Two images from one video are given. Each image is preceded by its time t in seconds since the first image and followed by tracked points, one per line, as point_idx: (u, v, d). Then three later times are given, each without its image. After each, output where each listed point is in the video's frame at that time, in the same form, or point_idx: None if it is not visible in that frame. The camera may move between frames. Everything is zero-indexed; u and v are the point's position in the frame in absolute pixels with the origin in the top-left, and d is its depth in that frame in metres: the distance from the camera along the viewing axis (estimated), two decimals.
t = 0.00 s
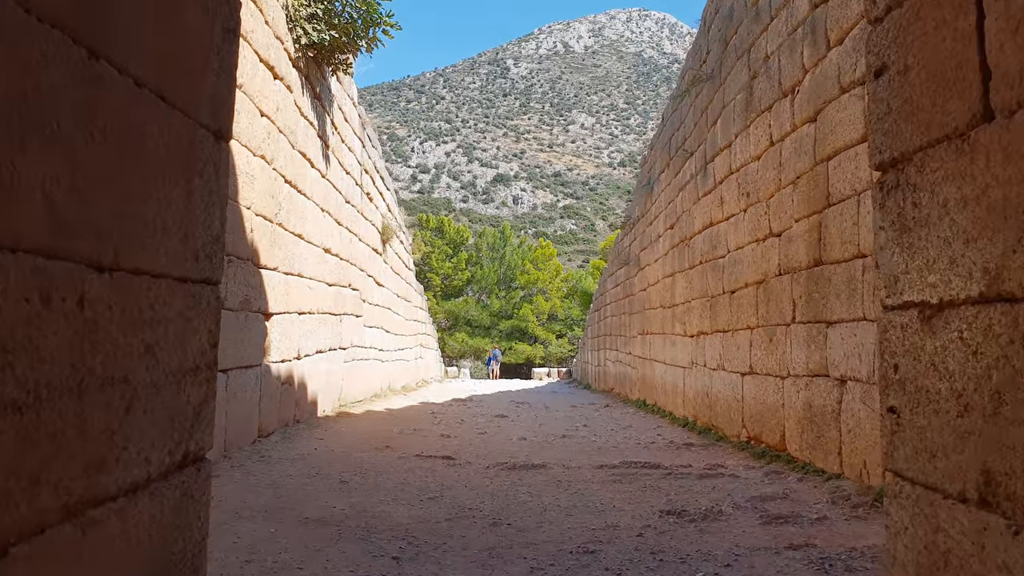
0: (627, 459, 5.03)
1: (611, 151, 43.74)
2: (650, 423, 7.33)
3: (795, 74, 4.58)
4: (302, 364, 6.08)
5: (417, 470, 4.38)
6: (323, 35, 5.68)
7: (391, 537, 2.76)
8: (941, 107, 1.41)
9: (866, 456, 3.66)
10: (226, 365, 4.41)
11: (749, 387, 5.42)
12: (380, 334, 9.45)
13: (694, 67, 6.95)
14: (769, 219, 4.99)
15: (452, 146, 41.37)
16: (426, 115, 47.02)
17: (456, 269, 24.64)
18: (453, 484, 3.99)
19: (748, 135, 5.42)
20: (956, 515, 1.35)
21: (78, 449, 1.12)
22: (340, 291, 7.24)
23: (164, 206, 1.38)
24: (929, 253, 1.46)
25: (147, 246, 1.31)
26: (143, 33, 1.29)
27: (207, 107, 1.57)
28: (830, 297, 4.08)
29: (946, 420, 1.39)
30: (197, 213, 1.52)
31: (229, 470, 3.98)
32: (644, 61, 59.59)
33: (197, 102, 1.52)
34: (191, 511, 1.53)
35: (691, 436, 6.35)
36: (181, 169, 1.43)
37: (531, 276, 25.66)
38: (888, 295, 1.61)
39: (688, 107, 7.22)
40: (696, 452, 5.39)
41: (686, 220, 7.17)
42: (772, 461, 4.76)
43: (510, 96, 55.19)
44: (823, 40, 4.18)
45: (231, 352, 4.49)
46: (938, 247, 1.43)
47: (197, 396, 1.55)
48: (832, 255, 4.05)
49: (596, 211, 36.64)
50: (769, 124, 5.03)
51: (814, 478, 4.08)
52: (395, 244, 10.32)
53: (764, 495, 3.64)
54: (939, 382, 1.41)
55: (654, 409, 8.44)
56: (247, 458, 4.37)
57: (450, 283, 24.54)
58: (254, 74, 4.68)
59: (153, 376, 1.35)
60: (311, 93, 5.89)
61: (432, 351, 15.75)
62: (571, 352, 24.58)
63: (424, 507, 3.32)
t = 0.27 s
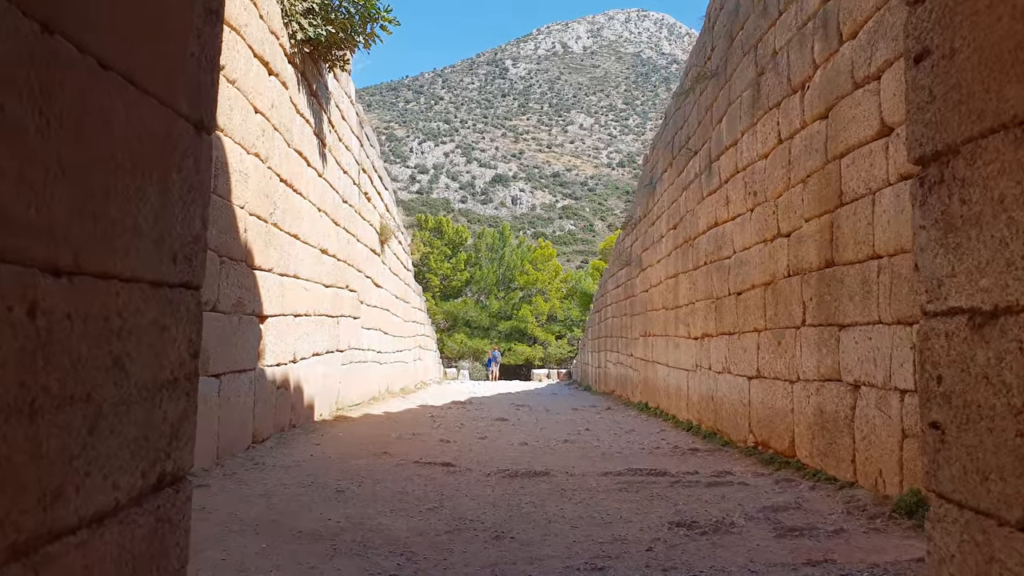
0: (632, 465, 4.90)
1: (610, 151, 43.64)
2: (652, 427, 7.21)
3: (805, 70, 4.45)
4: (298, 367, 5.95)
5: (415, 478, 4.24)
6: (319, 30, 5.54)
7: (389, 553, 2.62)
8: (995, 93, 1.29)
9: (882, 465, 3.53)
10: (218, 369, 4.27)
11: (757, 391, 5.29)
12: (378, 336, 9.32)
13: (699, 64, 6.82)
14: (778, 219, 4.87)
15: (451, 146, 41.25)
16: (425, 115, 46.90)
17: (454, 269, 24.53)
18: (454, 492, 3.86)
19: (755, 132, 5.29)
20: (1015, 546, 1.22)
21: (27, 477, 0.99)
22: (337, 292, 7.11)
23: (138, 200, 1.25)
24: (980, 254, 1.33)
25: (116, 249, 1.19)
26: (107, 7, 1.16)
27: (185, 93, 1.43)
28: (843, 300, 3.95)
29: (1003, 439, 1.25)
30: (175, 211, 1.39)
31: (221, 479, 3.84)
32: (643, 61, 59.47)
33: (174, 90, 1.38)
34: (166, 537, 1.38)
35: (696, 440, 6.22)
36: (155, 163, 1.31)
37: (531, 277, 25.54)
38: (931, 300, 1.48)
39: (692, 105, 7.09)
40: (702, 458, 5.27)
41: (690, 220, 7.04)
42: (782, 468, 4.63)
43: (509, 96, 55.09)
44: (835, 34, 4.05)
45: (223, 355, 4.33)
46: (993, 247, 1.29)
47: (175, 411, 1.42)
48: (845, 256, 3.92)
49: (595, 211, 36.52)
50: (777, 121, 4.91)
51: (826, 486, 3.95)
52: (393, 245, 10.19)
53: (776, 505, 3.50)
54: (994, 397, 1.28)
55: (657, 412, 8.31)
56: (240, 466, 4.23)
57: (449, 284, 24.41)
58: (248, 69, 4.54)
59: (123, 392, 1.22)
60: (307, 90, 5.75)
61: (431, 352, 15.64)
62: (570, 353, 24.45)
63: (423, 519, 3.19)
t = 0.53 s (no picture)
0: (636, 468, 4.76)
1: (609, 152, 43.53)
2: (655, 428, 7.09)
3: (816, 59, 4.31)
4: (293, 367, 5.80)
5: (413, 481, 4.09)
6: (314, 21, 5.38)
7: (384, 562, 2.48)
8: None
9: (900, 468, 3.39)
10: (209, 368, 4.12)
11: (766, 392, 5.15)
12: (375, 335, 9.18)
13: (703, 58, 6.70)
14: (788, 214, 4.75)
15: (450, 146, 41.13)
16: (424, 115, 46.77)
17: (453, 269, 24.41)
18: (453, 496, 3.71)
19: (763, 126, 5.17)
20: None
21: None
22: (334, 290, 6.97)
23: (99, 173, 1.15)
24: None
25: (69, 227, 1.08)
26: None
27: (154, 57, 1.32)
28: (857, 297, 3.81)
29: None
30: (145, 187, 1.28)
31: (211, 482, 3.69)
32: (642, 61, 59.32)
33: (140, 52, 1.28)
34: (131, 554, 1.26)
35: (702, 442, 6.08)
36: (118, 132, 1.20)
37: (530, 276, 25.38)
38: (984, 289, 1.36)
39: (696, 100, 6.96)
40: (708, 460, 5.14)
41: (694, 217, 6.92)
42: (792, 470, 4.49)
43: (507, 96, 55.00)
44: (848, 21, 3.90)
45: (214, 355, 4.18)
46: None
47: (143, 412, 1.29)
48: (859, 251, 3.78)
49: (594, 212, 36.41)
50: (786, 113, 4.77)
51: (840, 489, 3.81)
52: (391, 243, 10.05)
53: (790, 512, 3.37)
54: None
55: (659, 413, 8.18)
56: (232, 469, 4.09)
57: (448, 284, 24.29)
58: (241, 58, 4.38)
59: (73, 393, 1.09)
60: (302, 82, 5.62)
61: (430, 353, 15.52)
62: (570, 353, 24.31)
63: (422, 525, 3.05)
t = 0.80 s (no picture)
0: (640, 476, 4.61)
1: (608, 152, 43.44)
2: (657, 432, 6.95)
3: (826, 53, 4.18)
4: (287, 370, 5.66)
5: (408, 490, 3.95)
6: (308, 14, 5.24)
7: None
8: None
9: (916, 478, 3.25)
10: (198, 373, 3.97)
11: (774, 396, 5.01)
12: (372, 337, 9.03)
13: (707, 54, 6.58)
14: (796, 213, 4.66)
15: (449, 147, 41.00)
16: (422, 116, 46.63)
17: (452, 270, 24.28)
18: (449, 506, 3.57)
19: (771, 122, 5.05)
20: None
21: None
22: (329, 291, 6.83)
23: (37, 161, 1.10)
24: None
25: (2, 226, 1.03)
26: None
27: (112, 31, 1.30)
28: (871, 299, 3.67)
29: None
30: (98, 175, 1.25)
31: (199, 492, 3.55)
32: (641, 61, 59.19)
33: (87, 36, 1.23)
34: None
35: (706, 448, 5.94)
36: (65, 115, 1.16)
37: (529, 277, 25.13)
38: None
39: (701, 98, 6.83)
40: (713, 467, 5.01)
41: (698, 216, 6.80)
42: (801, 479, 4.35)
43: (506, 97, 54.92)
44: (861, 12, 3.76)
45: (203, 359, 4.03)
46: None
47: (99, 432, 1.26)
48: (873, 252, 3.64)
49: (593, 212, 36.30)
50: (795, 109, 4.64)
51: (852, 499, 3.66)
52: (389, 243, 9.92)
53: (803, 524, 3.22)
54: None
55: (661, 416, 8.03)
56: (222, 478, 3.94)
57: (446, 284, 24.17)
58: (231, 51, 4.23)
59: (13, 415, 1.06)
60: (296, 77, 5.48)
61: (427, 354, 15.38)
62: (569, 354, 24.15)
63: (418, 540, 2.91)
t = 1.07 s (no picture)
0: (643, 482, 4.51)
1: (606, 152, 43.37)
2: (659, 436, 6.85)
3: (835, 49, 4.07)
4: (282, 372, 5.55)
5: (406, 498, 3.84)
6: (303, 9, 5.12)
7: None
8: None
9: (932, 486, 3.14)
10: (190, 377, 3.86)
11: (780, 399, 4.92)
12: (369, 338, 8.93)
13: (710, 52, 6.49)
14: (803, 213, 4.57)
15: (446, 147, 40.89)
16: (419, 115, 46.51)
17: (449, 270, 24.18)
18: (448, 515, 3.46)
19: (777, 120, 4.96)
20: None
21: None
22: (325, 292, 6.72)
23: None
24: None
25: None
26: None
27: (70, 17, 1.33)
28: (882, 301, 3.57)
29: None
30: (62, 169, 1.29)
31: (189, 500, 3.43)
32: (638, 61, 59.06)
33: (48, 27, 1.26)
34: None
35: (708, 452, 5.84)
36: (20, 105, 1.19)
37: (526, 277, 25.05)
38: None
39: (704, 96, 6.74)
40: (718, 473, 4.90)
41: (700, 216, 6.71)
42: (809, 485, 4.24)
43: (503, 97, 54.85)
44: (873, 6, 3.65)
45: (194, 362, 3.92)
46: None
47: (66, 452, 1.32)
48: (885, 253, 3.54)
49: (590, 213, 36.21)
50: (802, 106, 4.55)
51: (863, 507, 3.56)
52: (386, 243, 9.81)
53: (815, 534, 3.11)
54: None
55: (662, 419, 7.93)
56: (213, 485, 3.82)
57: (444, 284, 24.07)
58: (224, 45, 4.12)
59: None
60: (291, 73, 5.37)
61: (425, 355, 15.27)
62: (567, 355, 24.05)
63: (416, 553, 2.79)
